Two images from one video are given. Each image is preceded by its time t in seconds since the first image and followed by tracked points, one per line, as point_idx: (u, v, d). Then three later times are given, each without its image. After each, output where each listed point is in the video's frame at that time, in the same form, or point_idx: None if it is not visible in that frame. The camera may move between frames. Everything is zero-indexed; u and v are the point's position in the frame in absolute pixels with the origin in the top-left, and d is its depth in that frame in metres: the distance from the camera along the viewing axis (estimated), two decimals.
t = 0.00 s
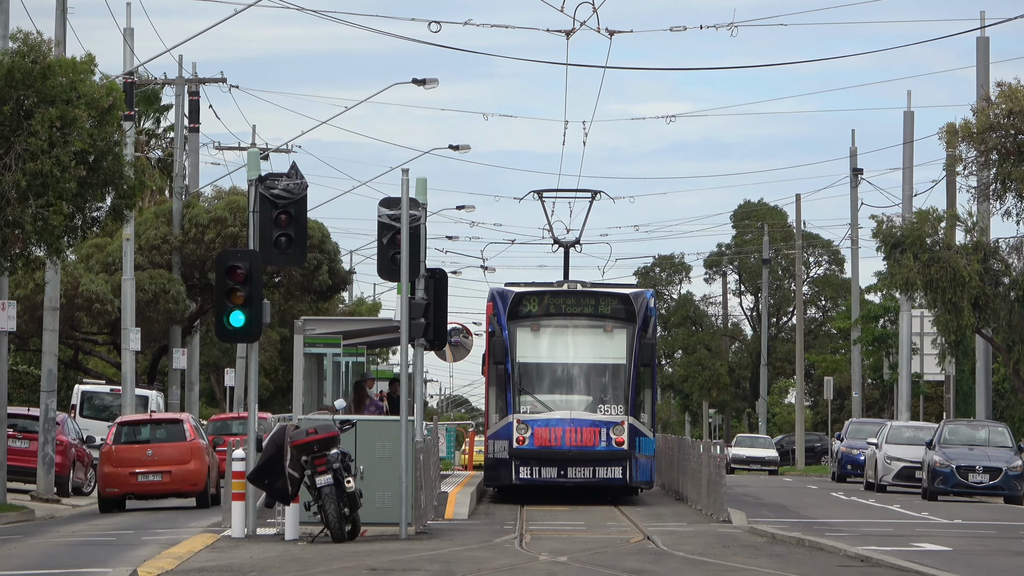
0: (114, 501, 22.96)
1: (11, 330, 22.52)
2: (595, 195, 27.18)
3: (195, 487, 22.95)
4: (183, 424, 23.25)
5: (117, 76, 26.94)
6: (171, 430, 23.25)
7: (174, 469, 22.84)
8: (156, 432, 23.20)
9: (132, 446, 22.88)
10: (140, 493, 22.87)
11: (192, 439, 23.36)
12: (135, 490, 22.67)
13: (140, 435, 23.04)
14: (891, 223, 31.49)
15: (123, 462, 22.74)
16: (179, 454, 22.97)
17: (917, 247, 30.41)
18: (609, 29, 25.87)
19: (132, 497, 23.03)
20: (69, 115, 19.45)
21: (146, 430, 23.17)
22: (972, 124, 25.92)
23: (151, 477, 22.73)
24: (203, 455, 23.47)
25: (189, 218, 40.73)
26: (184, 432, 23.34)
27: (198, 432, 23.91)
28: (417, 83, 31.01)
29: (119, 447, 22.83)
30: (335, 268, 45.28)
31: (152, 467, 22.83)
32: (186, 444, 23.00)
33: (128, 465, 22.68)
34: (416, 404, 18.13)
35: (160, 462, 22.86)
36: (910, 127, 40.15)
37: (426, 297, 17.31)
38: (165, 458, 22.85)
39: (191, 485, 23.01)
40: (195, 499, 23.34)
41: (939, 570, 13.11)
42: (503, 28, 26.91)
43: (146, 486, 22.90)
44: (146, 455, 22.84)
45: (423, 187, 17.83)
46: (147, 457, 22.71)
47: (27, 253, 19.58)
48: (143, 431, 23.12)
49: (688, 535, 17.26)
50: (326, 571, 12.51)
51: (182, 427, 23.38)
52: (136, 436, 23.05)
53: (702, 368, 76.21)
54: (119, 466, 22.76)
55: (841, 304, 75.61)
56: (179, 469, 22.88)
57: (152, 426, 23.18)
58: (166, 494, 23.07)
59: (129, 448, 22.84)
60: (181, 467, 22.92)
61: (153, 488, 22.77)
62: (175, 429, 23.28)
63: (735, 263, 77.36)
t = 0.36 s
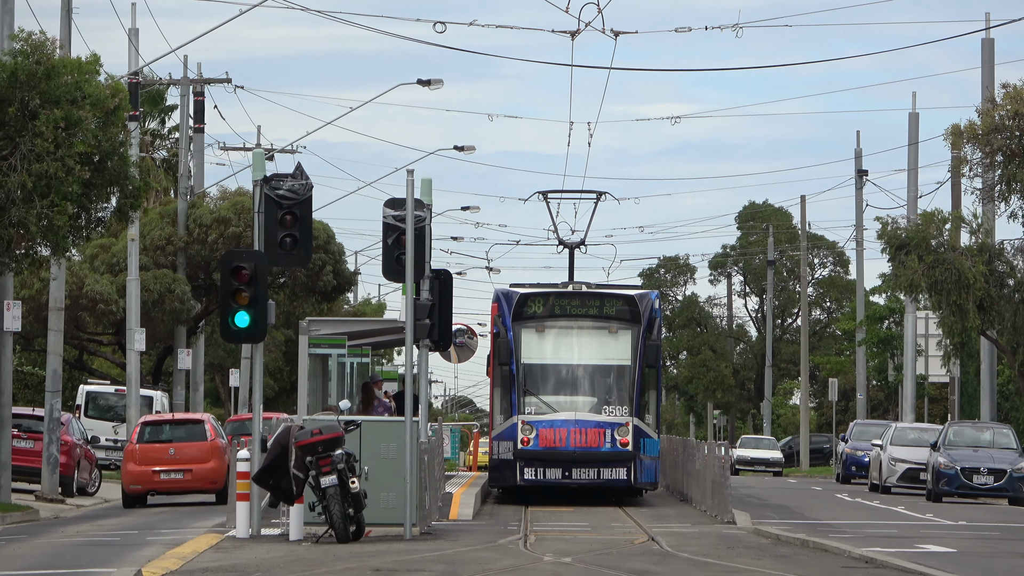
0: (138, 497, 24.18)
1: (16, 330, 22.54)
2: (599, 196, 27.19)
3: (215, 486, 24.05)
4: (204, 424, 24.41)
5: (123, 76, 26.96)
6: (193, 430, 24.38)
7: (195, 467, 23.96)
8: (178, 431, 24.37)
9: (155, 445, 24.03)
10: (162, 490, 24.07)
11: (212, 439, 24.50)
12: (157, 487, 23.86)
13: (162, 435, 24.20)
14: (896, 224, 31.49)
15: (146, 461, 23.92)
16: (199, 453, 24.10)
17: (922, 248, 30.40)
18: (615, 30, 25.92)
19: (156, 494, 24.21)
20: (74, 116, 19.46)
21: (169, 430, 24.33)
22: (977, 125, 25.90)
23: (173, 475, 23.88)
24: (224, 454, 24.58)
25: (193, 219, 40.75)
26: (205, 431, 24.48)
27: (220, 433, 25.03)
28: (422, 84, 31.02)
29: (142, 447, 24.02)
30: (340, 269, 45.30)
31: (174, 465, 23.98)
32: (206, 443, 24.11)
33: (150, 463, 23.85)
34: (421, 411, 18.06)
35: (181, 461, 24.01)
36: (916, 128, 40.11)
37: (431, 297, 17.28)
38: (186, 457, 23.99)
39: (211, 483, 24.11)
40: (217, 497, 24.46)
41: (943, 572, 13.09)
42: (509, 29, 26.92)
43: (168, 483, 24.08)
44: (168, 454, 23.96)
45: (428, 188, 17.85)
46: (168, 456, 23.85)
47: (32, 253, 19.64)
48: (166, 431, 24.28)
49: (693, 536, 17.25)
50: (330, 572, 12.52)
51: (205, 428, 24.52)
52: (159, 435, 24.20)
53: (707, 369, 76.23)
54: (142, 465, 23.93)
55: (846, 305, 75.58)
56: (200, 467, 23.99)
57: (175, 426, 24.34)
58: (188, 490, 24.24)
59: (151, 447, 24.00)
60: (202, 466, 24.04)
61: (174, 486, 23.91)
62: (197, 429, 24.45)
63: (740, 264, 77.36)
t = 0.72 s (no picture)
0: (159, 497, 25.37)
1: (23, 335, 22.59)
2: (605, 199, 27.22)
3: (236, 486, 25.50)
4: (225, 428, 25.87)
5: (128, 81, 27.02)
6: (214, 432, 25.82)
7: (218, 468, 25.40)
8: (199, 434, 25.77)
9: (178, 447, 25.35)
10: (183, 490, 25.36)
11: (231, 442, 25.97)
12: (180, 487, 25.15)
13: (185, 437, 25.56)
14: (902, 225, 31.50)
15: (171, 461, 25.23)
16: (221, 455, 25.55)
17: (928, 249, 30.40)
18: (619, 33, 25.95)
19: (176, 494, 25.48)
20: (79, 122, 19.50)
21: (191, 433, 25.73)
22: (982, 126, 25.90)
23: (196, 475, 25.25)
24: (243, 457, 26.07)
25: (198, 224, 40.81)
26: (226, 435, 25.94)
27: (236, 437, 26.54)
28: (427, 87, 31.07)
29: (165, 448, 25.31)
30: (345, 273, 45.35)
31: (196, 466, 25.35)
32: (228, 445, 25.57)
33: (174, 464, 25.15)
34: (427, 415, 18.06)
35: (203, 462, 25.40)
36: (920, 129, 40.12)
37: (437, 301, 17.31)
38: (208, 459, 25.39)
39: (232, 484, 25.53)
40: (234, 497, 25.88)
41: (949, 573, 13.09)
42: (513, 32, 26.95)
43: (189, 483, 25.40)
44: (192, 456, 25.33)
45: (433, 191, 17.88)
46: (192, 457, 25.19)
47: (39, 259, 19.70)
48: (188, 434, 25.65)
49: (700, 538, 17.25)
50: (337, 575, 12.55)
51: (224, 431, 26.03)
52: (181, 438, 25.55)
53: (713, 372, 76.22)
54: (166, 465, 25.20)
55: (852, 307, 75.58)
56: (222, 469, 25.43)
57: (197, 429, 25.74)
58: (208, 491, 25.63)
59: (175, 448, 25.31)
60: (224, 467, 25.47)
61: (197, 486, 25.27)
62: (217, 433, 25.91)
63: (745, 266, 77.36)
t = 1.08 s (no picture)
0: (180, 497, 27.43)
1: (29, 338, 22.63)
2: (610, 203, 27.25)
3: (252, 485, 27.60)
4: (242, 429, 27.98)
5: (135, 85, 27.09)
6: (231, 436, 27.98)
7: (235, 468, 27.53)
8: (218, 436, 27.89)
9: (199, 449, 27.50)
10: (203, 489, 27.47)
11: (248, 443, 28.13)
12: (201, 486, 27.25)
13: (205, 439, 27.71)
14: (908, 228, 31.46)
15: (192, 463, 27.36)
16: (238, 456, 27.70)
17: (934, 252, 30.38)
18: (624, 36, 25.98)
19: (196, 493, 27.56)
20: (84, 124, 19.52)
21: (210, 435, 27.84)
22: (988, 129, 25.89)
23: (215, 475, 27.40)
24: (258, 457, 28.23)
25: (205, 226, 40.84)
26: (243, 436, 28.10)
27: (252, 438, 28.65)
28: (433, 91, 31.11)
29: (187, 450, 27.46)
30: (352, 275, 45.33)
31: (215, 466, 27.50)
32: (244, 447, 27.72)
33: (195, 464, 27.26)
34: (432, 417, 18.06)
35: (222, 462, 27.56)
36: (927, 131, 40.09)
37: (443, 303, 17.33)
38: (227, 459, 27.54)
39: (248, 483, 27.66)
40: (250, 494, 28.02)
41: None
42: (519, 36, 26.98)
43: (209, 483, 27.56)
44: (211, 456, 27.50)
45: (439, 194, 17.88)
46: (212, 458, 27.35)
47: (45, 261, 19.75)
48: (207, 436, 27.78)
49: (705, 541, 17.25)
50: None
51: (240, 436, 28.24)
52: (202, 439, 27.69)
53: (719, 374, 76.17)
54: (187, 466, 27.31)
55: (858, 310, 75.54)
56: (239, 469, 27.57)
57: (216, 431, 27.84)
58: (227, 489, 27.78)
59: (195, 450, 27.45)
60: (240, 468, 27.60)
61: (216, 485, 27.40)
62: (234, 434, 28.06)
63: (751, 269, 77.33)
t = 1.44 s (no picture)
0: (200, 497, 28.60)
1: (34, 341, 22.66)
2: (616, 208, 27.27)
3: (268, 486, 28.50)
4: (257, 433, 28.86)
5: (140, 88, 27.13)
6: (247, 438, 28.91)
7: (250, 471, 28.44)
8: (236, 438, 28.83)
9: (216, 452, 28.47)
10: (221, 491, 28.48)
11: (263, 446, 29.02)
12: (218, 488, 28.28)
13: (221, 442, 28.64)
14: (913, 234, 31.45)
15: (209, 466, 28.36)
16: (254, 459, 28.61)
17: (939, 258, 30.37)
18: (629, 40, 26.00)
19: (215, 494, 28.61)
20: (90, 128, 19.56)
21: (227, 438, 28.77)
22: (994, 135, 25.89)
23: (231, 477, 28.33)
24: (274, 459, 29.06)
25: (211, 230, 40.86)
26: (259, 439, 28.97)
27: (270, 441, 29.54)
28: (438, 95, 31.13)
29: (205, 453, 28.47)
30: (356, 279, 45.41)
31: (232, 468, 28.44)
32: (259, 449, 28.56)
33: (213, 468, 28.27)
34: (438, 422, 18.07)
35: (238, 465, 28.47)
36: (932, 137, 40.07)
37: (448, 308, 17.36)
38: (242, 461, 28.44)
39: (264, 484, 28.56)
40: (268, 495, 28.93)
41: None
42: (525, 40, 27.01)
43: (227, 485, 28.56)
44: (227, 460, 28.42)
45: (444, 199, 17.90)
46: (229, 461, 28.28)
47: (50, 265, 19.78)
48: (225, 439, 28.69)
49: (710, 546, 17.27)
50: None
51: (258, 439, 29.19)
52: (219, 443, 28.62)
53: (724, 380, 76.15)
54: (204, 469, 28.32)
55: (863, 315, 75.51)
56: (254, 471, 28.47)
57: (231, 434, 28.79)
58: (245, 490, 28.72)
59: (213, 453, 28.44)
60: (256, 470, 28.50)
61: (233, 487, 28.38)
62: (251, 437, 28.96)
63: (756, 275, 77.30)
